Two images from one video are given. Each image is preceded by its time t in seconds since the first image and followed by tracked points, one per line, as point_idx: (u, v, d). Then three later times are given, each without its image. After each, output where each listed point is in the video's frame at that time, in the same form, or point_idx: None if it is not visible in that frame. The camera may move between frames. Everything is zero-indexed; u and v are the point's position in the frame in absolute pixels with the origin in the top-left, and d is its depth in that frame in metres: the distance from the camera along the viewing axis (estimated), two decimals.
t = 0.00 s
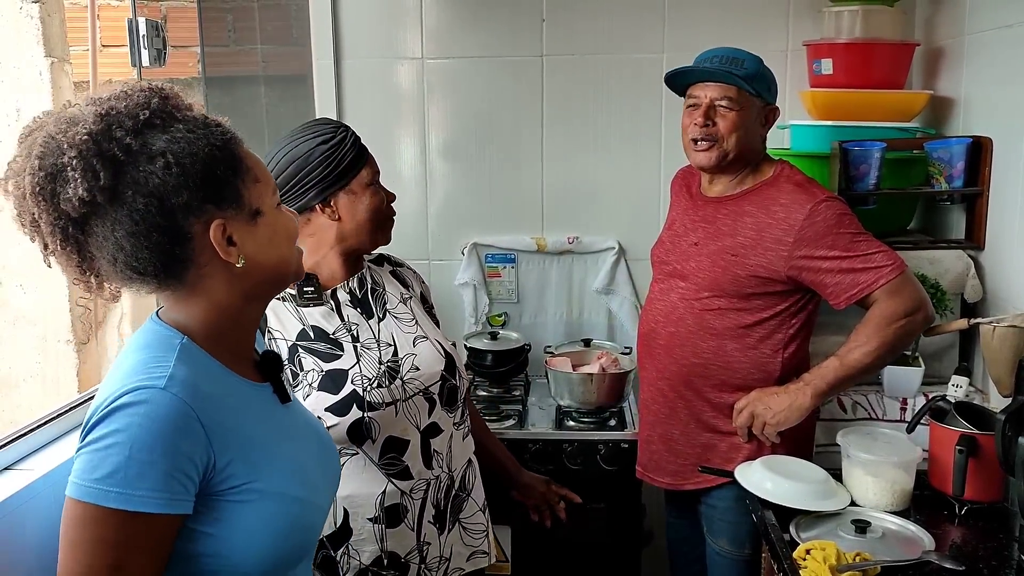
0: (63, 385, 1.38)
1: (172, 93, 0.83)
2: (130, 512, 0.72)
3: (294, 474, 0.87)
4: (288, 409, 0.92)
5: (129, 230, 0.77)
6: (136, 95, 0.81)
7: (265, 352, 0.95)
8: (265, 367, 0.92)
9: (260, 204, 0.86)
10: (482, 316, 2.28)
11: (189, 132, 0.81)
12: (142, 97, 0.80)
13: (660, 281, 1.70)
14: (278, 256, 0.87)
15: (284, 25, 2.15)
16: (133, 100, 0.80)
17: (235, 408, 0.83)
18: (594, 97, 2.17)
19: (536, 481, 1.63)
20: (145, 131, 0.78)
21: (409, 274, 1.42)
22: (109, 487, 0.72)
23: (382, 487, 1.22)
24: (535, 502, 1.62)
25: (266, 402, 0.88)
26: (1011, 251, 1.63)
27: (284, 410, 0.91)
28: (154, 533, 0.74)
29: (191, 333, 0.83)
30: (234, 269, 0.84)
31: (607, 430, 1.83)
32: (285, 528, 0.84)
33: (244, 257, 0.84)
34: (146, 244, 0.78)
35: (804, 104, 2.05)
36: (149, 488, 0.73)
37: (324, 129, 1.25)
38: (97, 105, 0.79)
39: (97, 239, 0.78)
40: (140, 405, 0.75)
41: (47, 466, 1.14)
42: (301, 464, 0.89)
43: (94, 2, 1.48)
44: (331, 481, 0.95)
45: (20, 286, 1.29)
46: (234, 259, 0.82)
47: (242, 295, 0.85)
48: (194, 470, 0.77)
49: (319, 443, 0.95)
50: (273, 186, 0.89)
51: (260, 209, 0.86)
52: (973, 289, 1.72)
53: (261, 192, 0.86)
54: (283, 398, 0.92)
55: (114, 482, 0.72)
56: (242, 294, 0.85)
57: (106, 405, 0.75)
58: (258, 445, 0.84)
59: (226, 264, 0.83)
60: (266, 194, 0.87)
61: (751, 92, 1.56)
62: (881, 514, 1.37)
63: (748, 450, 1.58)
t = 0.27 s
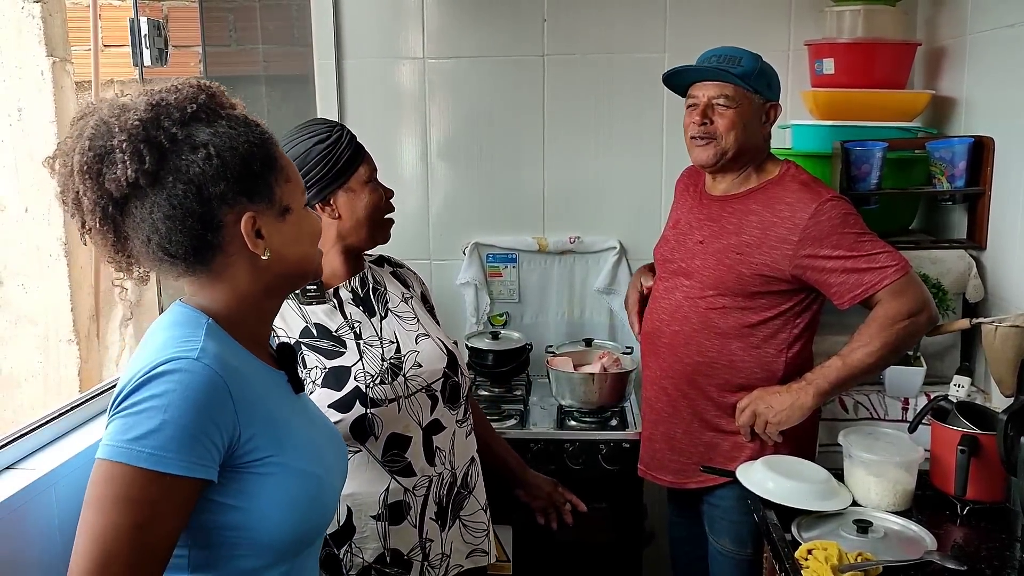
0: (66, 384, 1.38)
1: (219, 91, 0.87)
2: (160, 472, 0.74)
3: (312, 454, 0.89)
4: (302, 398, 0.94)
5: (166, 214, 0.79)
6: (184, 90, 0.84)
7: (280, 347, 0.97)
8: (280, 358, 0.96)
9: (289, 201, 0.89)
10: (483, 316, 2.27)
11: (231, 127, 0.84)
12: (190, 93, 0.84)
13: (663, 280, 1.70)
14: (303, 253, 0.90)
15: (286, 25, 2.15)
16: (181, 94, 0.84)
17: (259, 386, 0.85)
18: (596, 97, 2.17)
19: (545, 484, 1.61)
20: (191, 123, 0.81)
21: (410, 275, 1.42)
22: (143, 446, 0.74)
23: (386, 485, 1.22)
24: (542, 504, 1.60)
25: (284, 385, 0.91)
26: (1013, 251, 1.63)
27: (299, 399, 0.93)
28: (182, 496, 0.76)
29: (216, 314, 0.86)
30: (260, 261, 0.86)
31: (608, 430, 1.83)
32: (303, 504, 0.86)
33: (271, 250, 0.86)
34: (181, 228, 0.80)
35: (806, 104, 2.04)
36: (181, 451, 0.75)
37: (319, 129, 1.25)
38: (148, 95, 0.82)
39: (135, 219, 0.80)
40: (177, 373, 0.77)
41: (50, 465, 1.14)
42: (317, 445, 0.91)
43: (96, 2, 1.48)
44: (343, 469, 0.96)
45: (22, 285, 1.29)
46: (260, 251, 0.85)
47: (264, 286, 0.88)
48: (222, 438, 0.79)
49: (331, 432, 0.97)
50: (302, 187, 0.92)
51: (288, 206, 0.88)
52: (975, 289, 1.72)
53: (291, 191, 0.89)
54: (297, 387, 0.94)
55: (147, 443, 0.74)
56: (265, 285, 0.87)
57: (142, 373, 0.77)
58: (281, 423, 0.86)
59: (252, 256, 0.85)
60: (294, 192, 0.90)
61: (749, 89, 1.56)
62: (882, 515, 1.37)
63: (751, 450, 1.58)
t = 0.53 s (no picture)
0: (69, 384, 1.38)
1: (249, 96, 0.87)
2: (187, 466, 0.74)
3: (331, 457, 0.89)
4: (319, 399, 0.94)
5: (198, 216, 0.79)
6: (215, 93, 0.84)
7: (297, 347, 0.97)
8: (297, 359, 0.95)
9: (316, 206, 0.89)
10: (486, 316, 2.27)
11: (261, 131, 0.84)
12: (221, 96, 0.84)
13: (665, 280, 1.70)
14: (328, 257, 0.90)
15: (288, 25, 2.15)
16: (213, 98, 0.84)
17: (284, 385, 0.85)
18: (598, 97, 2.17)
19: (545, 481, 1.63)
20: (223, 126, 0.82)
21: (411, 275, 1.43)
22: (171, 440, 0.73)
23: (392, 481, 1.22)
24: (541, 502, 1.61)
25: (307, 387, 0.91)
26: (1016, 250, 1.63)
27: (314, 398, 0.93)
28: (201, 492, 0.75)
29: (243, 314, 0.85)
30: (286, 263, 0.86)
31: (610, 430, 1.83)
32: (320, 506, 0.85)
33: (297, 254, 0.86)
34: (211, 230, 0.80)
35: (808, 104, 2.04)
36: (207, 448, 0.75)
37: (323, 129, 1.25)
38: (181, 98, 0.82)
39: (165, 220, 0.80)
40: (208, 370, 0.77)
41: (53, 464, 1.14)
42: (336, 449, 0.91)
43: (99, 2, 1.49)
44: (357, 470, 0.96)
45: (26, 285, 1.30)
46: (287, 254, 0.85)
47: (289, 288, 0.87)
48: (248, 436, 0.79)
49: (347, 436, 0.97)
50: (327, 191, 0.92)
51: (315, 211, 0.88)
52: (977, 289, 1.72)
53: (317, 195, 0.89)
54: (313, 388, 0.94)
55: (174, 437, 0.73)
56: (290, 287, 0.87)
57: (172, 368, 0.77)
58: (305, 425, 0.86)
59: (278, 258, 0.85)
60: (320, 197, 0.90)
61: (760, 95, 1.54)
62: (885, 515, 1.37)
63: (754, 449, 1.58)
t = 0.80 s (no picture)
0: (68, 384, 1.38)
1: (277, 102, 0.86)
2: (210, 478, 0.73)
3: (355, 474, 0.88)
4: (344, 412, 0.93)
5: (225, 228, 0.79)
6: (244, 100, 0.83)
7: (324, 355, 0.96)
8: (324, 367, 0.95)
9: (346, 215, 0.88)
10: (485, 316, 2.27)
11: (291, 139, 0.83)
12: (250, 103, 0.83)
13: (665, 280, 1.70)
14: (357, 267, 0.89)
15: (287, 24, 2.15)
16: (242, 105, 0.83)
17: (311, 400, 0.85)
18: (597, 96, 2.17)
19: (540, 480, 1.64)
20: (251, 135, 0.80)
21: (410, 276, 1.41)
22: (195, 450, 0.73)
23: (392, 481, 1.22)
24: (538, 502, 1.62)
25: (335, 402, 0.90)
26: (1016, 250, 1.62)
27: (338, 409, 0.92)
28: (219, 501, 0.75)
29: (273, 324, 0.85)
30: (314, 272, 0.85)
31: (609, 430, 1.83)
32: (340, 523, 0.85)
33: (326, 263, 0.85)
34: (239, 241, 0.80)
35: (808, 104, 2.04)
36: (231, 461, 0.74)
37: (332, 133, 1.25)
38: (209, 106, 0.81)
39: (193, 230, 0.80)
40: (237, 382, 0.77)
41: (52, 464, 1.14)
42: (361, 466, 0.90)
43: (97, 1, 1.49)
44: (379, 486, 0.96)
45: (24, 284, 1.29)
46: (316, 264, 0.84)
47: (318, 296, 0.87)
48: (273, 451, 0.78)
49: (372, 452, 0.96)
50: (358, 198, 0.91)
51: (345, 220, 0.88)
52: (977, 289, 1.72)
53: (348, 204, 0.88)
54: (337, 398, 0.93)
55: (197, 447, 0.73)
56: (319, 295, 0.87)
57: (202, 378, 0.77)
58: (330, 440, 0.86)
59: (307, 268, 0.85)
60: (351, 205, 0.89)
61: (769, 98, 1.53)
62: (886, 515, 1.37)
63: (754, 450, 1.58)
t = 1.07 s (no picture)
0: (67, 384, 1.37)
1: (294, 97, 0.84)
2: (207, 480, 0.72)
3: (357, 476, 0.88)
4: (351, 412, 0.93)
5: (236, 228, 0.79)
6: (262, 96, 0.81)
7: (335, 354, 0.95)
8: (334, 368, 0.93)
9: (359, 218, 0.87)
10: (485, 316, 2.28)
11: (307, 139, 0.82)
12: (269, 99, 0.81)
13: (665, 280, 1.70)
14: (369, 271, 0.89)
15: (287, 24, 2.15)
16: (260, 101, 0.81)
17: (314, 403, 0.84)
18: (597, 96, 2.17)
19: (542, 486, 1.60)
20: (267, 133, 0.79)
21: (410, 277, 1.42)
22: (192, 452, 0.72)
23: (390, 479, 1.22)
24: (538, 507, 1.59)
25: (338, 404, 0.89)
26: (1016, 250, 1.62)
27: (345, 410, 0.91)
28: (215, 504, 0.74)
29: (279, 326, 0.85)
30: (325, 275, 0.85)
31: (609, 430, 1.83)
32: (340, 526, 0.85)
33: (337, 266, 0.85)
34: (250, 242, 0.79)
35: (807, 104, 2.04)
36: (229, 464, 0.73)
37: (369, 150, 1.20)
38: (225, 100, 0.79)
39: (203, 226, 0.79)
40: (238, 384, 0.76)
41: (50, 464, 1.13)
42: (364, 469, 0.90)
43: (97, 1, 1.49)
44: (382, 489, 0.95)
45: (23, 284, 1.29)
46: (327, 267, 0.84)
47: (328, 298, 0.87)
48: (272, 455, 0.78)
49: (377, 453, 0.96)
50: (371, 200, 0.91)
51: (358, 224, 0.87)
52: (977, 289, 1.72)
53: (360, 207, 0.88)
54: (346, 400, 0.91)
55: (195, 449, 0.72)
56: (329, 297, 0.87)
57: (203, 379, 0.76)
58: (332, 443, 0.85)
59: (318, 270, 0.85)
60: (365, 208, 0.88)
61: (769, 96, 1.55)
62: (885, 515, 1.37)
63: (754, 450, 1.58)
